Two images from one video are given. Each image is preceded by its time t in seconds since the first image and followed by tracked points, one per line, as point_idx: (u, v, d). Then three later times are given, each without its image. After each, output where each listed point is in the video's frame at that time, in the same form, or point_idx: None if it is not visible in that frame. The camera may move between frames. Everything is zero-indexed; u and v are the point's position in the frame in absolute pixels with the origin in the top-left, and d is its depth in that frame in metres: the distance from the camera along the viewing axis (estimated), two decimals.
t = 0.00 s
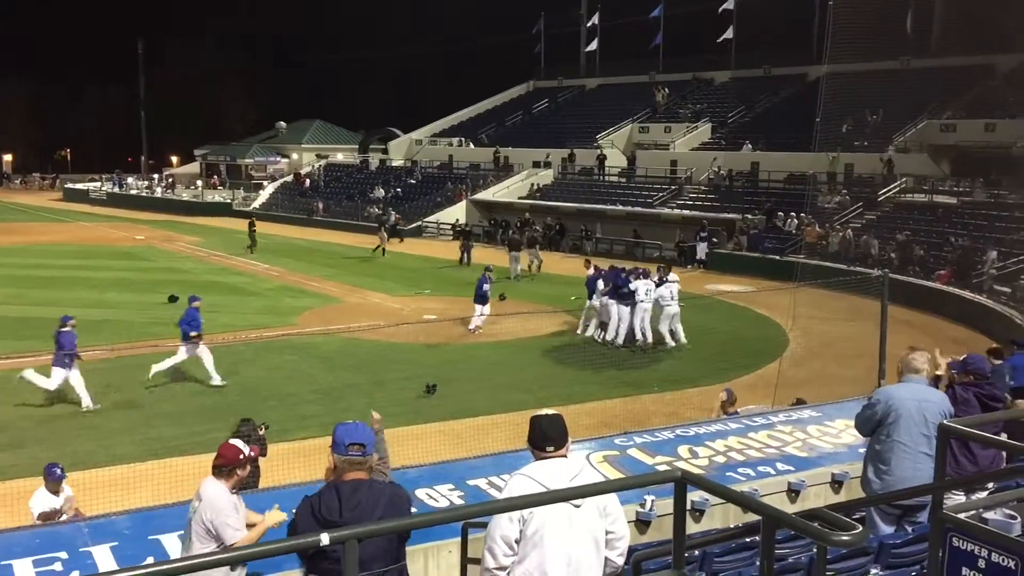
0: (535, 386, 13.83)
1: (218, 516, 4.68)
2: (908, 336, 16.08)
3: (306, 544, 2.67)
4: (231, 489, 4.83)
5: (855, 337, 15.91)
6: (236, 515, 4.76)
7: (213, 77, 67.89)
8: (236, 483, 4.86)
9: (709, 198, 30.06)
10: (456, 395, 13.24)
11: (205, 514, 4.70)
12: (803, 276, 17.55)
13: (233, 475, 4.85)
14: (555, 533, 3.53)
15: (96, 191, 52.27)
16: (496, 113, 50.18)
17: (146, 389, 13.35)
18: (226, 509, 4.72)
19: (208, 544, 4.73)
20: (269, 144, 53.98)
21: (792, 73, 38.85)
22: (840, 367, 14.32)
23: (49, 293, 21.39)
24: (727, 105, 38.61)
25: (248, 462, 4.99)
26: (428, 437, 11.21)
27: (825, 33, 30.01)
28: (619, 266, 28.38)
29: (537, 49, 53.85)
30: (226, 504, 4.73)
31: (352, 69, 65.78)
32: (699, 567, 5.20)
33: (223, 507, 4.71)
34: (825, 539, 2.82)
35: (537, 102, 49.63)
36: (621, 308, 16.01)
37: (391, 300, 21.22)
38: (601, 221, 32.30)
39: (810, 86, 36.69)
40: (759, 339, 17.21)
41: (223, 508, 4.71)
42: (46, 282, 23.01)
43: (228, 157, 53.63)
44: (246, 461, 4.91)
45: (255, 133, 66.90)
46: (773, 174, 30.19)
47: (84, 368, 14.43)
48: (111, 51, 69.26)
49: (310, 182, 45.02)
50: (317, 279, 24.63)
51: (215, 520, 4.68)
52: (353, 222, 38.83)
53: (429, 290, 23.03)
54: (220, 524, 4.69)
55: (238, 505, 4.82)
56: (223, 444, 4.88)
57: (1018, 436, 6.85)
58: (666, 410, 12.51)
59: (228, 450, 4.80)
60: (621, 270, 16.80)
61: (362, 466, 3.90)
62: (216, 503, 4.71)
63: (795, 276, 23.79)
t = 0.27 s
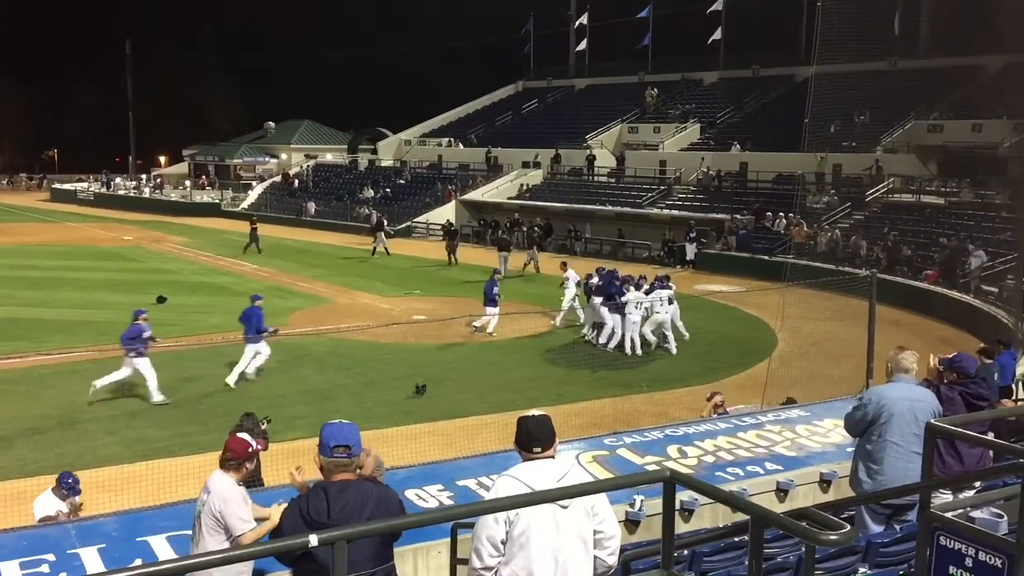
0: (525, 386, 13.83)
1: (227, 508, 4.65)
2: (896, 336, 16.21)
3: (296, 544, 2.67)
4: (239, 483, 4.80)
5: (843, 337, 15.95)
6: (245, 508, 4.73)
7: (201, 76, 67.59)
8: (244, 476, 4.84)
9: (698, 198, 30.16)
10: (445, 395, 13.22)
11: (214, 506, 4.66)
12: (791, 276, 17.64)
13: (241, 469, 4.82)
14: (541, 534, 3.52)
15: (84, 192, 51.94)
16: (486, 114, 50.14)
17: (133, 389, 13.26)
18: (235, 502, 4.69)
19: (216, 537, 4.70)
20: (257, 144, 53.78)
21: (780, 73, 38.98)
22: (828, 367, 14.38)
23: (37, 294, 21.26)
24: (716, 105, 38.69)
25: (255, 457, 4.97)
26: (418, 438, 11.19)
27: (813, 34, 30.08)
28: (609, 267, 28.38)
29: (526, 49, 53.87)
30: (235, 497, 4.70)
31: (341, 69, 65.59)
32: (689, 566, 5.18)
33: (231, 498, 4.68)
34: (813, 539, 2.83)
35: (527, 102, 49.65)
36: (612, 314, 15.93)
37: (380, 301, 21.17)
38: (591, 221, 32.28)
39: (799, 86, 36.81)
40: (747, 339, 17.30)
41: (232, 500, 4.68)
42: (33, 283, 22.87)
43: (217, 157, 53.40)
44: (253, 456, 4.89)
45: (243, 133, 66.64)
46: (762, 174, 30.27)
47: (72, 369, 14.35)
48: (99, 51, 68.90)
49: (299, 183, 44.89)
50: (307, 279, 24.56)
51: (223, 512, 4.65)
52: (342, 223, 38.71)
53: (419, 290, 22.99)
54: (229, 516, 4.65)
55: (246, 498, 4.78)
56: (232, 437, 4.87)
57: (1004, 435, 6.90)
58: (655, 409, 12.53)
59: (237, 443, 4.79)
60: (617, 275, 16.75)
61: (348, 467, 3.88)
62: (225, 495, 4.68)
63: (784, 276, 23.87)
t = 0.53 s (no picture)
0: (518, 388, 13.83)
1: (232, 504, 4.63)
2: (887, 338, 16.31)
3: (286, 548, 2.67)
4: (247, 486, 4.82)
5: (835, 338, 16.00)
6: (250, 510, 4.70)
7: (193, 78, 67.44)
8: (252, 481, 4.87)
9: (690, 200, 30.26)
10: (438, 397, 13.21)
11: (220, 504, 4.65)
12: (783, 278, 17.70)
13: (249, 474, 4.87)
14: (533, 536, 3.52)
15: (75, 194, 51.76)
16: (478, 115, 50.17)
17: (125, 392, 13.22)
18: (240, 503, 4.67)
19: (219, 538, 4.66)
20: (249, 146, 53.70)
21: (772, 75, 39.10)
22: (820, 368, 14.42)
23: (28, 296, 21.18)
24: (708, 107, 38.79)
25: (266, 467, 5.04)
26: (411, 440, 11.17)
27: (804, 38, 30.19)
28: (602, 268, 28.43)
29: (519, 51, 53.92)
30: (241, 496, 4.69)
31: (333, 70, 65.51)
32: (681, 568, 5.18)
33: (238, 500, 4.66)
34: (805, 540, 2.83)
35: (519, 104, 49.69)
36: (606, 316, 15.94)
37: (373, 302, 21.15)
38: (583, 223, 32.34)
39: (790, 88, 36.94)
40: (739, 341, 17.37)
41: (238, 498, 4.67)
42: (24, 285, 22.79)
43: (209, 158, 53.29)
44: (264, 461, 4.98)
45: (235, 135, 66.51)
46: (754, 176, 30.39)
47: (64, 371, 14.30)
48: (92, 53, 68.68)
49: (291, 184, 44.84)
50: (299, 281, 24.53)
51: (228, 510, 4.63)
52: (335, 225, 38.67)
53: (412, 292, 22.99)
54: (232, 513, 4.62)
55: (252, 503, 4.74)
56: (246, 441, 4.98)
57: (995, 436, 6.92)
58: (648, 411, 12.54)
59: (249, 446, 4.90)
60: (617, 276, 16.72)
61: (339, 472, 3.86)
62: (232, 492, 4.68)
63: (776, 277, 23.97)
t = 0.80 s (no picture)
0: (510, 390, 13.83)
1: (250, 509, 4.66)
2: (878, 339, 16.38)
3: (279, 551, 2.68)
4: (267, 490, 4.83)
5: (827, 340, 16.03)
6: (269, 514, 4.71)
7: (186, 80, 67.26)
8: (273, 485, 4.87)
9: (683, 202, 30.33)
10: (431, 399, 13.20)
11: (240, 506, 4.70)
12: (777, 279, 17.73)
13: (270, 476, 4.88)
14: (525, 539, 3.52)
15: (67, 196, 51.55)
16: (471, 117, 50.18)
17: (117, 395, 13.17)
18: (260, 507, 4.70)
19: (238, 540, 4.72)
20: (242, 148, 53.60)
21: (764, 77, 39.22)
22: (812, 369, 14.47)
23: (20, 299, 21.10)
24: (700, 109, 38.88)
25: (288, 470, 5.00)
26: (404, 442, 11.16)
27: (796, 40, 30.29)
28: (595, 270, 28.46)
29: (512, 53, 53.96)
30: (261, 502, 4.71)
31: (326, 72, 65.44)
32: (674, 569, 5.18)
33: (258, 505, 4.68)
34: (796, 540, 2.83)
35: (512, 106, 49.71)
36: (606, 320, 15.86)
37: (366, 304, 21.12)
38: (577, 225, 32.38)
39: (782, 89, 37.07)
40: (732, 342, 17.44)
41: (257, 503, 4.69)
42: (16, 287, 22.70)
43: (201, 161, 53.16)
44: (285, 463, 4.91)
45: (228, 137, 66.37)
46: (747, 178, 30.48)
47: (55, 374, 14.24)
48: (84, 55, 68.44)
49: (283, 186, 44.78)
50: (292, 283, 24.48)
51: (247, 513, 4.67)
52: (328, 227, 38.60)
53: (405, 294, 22.96)
54: (250, 518, 4.65)
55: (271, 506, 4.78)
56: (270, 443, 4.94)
57: (988, 436, 6.92)
58: (641, 413, 12.55)
59: (270, 448, 4.84)
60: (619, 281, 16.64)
61: (331, 476, 3.85)
62: (251, 496, 4.71)
63: (769, 279, 24.04)
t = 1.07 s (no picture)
0: (504, 391, 13.83)
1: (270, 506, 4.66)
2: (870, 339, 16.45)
3: (270, 554, 2.69)
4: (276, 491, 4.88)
5: (818, 340, 16.07)
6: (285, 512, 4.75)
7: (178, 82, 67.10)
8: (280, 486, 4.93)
9: (675, 203, 30.38)
10: (424, 401, 13.19)
11: (256, 508, 4.66)
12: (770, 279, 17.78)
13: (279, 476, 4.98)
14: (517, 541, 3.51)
15: (58, 198, 51.37)
16: (463, 119, 50.18)
17: (108, 398, 13.12)
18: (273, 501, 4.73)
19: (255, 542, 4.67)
20: (234, 150, 53.49)
21: (756, 79, 39.32)
22: (805, 369, 14.51)
23: (11, 302, 21.01)
24: (692, 110, 38.97)
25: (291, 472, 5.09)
26: (398, 444, 11.14)
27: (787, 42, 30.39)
28: (588, 271, 28.50)
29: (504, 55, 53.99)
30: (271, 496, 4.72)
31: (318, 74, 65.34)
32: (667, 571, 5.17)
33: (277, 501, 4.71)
34: (788, 540, 2.83)
35: (504, 107, 49.73)
36: (601, 320, 15.67)
37: (358, 306, 21.09)
38: (570, 226, 32.41)
39: (774, 90, 37.19)
40: (725, 344, 17.49)
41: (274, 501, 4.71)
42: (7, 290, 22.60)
43: (193, 163, 53.05)
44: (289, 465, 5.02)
45: (220, 139, 66.21)
46: (739, 178, 30.58)
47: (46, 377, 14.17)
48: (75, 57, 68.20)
49: (276, 188, 44.71)
50: (284, 286, 24.42)
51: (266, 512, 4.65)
52: (320, 229, 38.52)
53: (398, 296, 22.95)
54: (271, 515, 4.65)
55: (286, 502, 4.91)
56: (272, 446, 5.05)
57: (979, 436, 6.93)
58: (634, 414, 12.57)
59: (275, 450, 4.94)
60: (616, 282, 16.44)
61: (323, 480, 3.83)
62: (266, 496, 4.71)
63: (761, 280, 24.12)
